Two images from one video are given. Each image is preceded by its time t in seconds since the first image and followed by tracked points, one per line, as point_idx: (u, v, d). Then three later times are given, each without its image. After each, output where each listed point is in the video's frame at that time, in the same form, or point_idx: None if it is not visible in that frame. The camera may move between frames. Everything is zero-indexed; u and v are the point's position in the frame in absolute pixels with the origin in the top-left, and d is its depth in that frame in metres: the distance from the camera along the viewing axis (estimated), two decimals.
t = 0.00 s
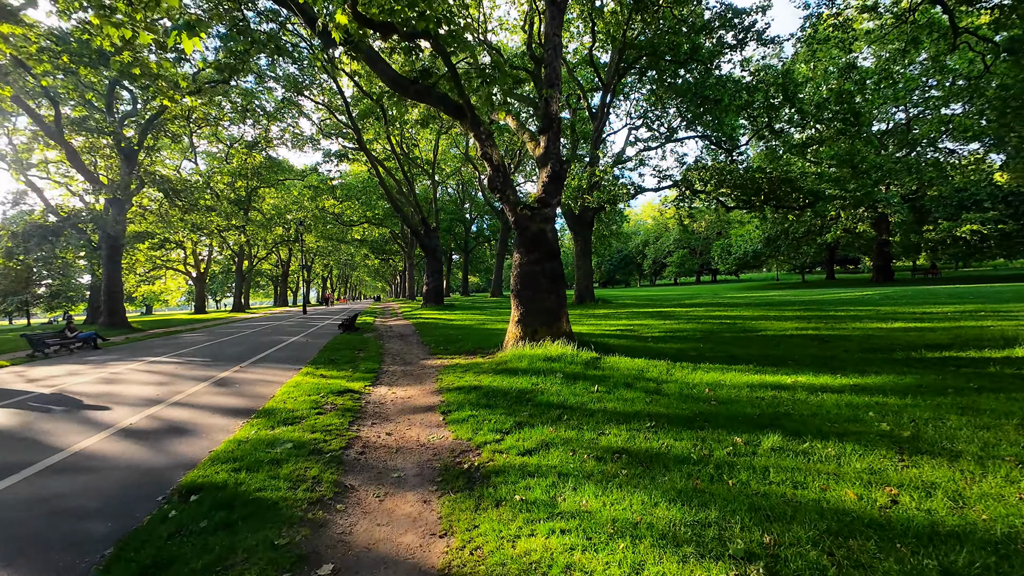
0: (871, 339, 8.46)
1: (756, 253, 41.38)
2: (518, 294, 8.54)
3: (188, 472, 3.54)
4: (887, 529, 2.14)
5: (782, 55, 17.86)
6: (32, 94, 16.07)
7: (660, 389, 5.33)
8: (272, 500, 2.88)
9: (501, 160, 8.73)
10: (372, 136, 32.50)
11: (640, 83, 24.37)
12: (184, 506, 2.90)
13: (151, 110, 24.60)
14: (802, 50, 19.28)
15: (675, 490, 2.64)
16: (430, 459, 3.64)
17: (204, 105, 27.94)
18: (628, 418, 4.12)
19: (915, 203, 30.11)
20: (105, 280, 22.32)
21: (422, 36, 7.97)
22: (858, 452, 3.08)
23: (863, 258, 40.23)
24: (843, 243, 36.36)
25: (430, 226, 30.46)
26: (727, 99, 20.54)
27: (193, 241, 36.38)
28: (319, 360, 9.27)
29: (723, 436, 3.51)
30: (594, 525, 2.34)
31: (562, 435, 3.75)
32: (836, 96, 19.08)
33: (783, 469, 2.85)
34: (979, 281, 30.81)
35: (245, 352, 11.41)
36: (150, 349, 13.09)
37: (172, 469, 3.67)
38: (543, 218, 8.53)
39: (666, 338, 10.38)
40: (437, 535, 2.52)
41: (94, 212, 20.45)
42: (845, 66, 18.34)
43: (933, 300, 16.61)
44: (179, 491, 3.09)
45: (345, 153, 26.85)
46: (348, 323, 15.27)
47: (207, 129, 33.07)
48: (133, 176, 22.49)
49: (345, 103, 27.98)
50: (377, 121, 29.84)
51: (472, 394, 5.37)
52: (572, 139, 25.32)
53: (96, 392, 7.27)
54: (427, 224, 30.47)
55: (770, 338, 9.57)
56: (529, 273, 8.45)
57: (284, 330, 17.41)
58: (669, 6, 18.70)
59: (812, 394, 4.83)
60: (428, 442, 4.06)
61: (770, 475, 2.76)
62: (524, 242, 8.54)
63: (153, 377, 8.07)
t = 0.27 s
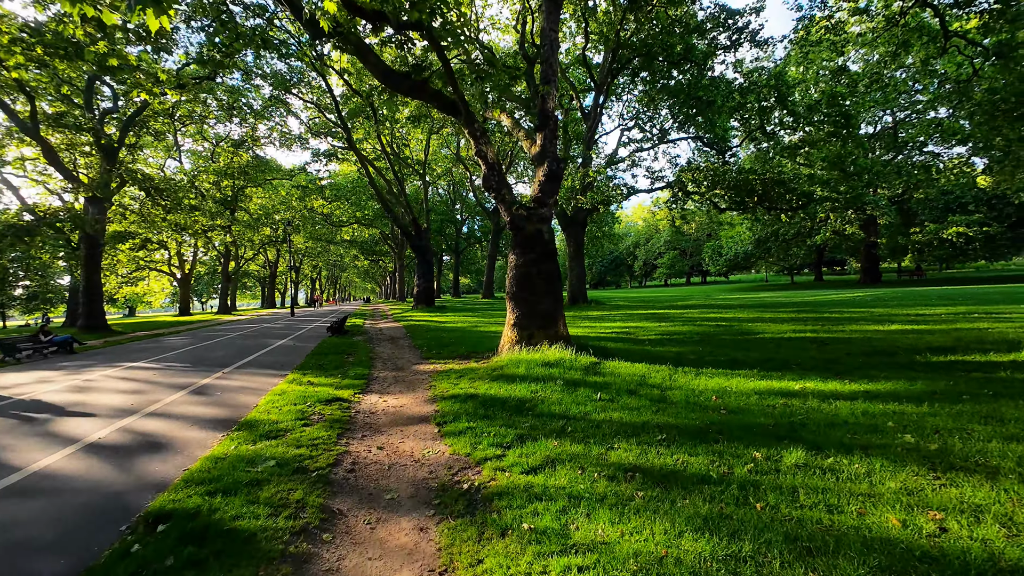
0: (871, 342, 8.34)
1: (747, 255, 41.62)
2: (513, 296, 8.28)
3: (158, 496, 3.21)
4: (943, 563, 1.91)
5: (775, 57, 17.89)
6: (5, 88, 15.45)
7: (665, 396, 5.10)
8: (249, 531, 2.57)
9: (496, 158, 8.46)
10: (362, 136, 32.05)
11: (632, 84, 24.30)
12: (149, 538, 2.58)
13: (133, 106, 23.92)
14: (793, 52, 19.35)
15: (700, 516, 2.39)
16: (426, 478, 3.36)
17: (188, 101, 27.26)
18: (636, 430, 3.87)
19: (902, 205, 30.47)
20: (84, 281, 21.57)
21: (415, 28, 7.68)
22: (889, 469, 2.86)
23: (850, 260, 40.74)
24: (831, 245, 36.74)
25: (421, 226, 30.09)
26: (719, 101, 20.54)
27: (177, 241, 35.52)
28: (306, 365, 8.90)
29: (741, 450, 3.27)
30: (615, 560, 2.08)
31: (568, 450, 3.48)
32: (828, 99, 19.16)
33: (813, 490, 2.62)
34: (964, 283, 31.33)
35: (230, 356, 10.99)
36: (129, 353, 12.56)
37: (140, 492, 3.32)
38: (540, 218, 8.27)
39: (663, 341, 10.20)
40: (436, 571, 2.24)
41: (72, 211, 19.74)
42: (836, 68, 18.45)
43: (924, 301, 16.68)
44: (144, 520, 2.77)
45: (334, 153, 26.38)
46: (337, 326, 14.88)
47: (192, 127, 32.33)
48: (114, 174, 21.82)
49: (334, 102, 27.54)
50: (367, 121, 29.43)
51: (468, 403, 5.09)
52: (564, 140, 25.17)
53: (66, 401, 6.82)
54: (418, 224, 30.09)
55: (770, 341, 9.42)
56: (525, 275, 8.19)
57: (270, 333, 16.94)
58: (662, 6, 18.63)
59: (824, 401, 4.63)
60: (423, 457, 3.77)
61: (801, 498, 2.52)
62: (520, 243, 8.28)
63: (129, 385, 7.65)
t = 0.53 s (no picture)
0: (869, 344, 8.22)
1: (736, 257, 41.86)
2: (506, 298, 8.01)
3: (112, 521, 2.85)
4: None
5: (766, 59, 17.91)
6: None
7: (667, 403, 4.86)
8: (212, 565, 2.25)
9: (488, 154, 8.17)
10: (351, 135, 31.55)
11: (623, 85, 24.25)
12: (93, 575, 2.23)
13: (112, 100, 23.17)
14: (784, 54, 19.41)
15: (725, 543, 2.13)
16: (415, 496, 3.05)
17: (170, 97, 26.52)
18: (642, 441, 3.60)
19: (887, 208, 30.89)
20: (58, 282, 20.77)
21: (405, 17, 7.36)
22: (922, 485, 2.63)
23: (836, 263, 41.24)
24: (818, 248, 37.14)
25: (410, 226, 29.67)
26: (710, 102, 20.52)
27: (159, 241, 34.62)
28: (289, 369, 8.51)
29: (757, 465, 3.02)
30: None
31: (570, 464, 3.21)
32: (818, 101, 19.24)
33: (844, 511, 2.37)
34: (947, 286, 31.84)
35: (209, 360, 10.54)
36: (102, 357, 11.98)
37: (92, 516, 2.96)
38: (534, 217, 8.02)
39: (658, 344, 10.00)
40: None
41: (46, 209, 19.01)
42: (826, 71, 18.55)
43: (913, 303, 16.78)
44: (93, 551, 2.44)
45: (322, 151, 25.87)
46: (322, 328, 14.44)
47: (175, 123, 31.51)
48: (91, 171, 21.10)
49: (322, 100, 27.06)
50: (356, 119, 28.96)
51: (460, 410, 4.79)
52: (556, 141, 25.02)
53: (26, 408, 6.36)
54: (407, 225, 29.66)
55: (766, 344, 9.27)
56: (518, 275, 7.92)
57: (253, 335, 16.42)
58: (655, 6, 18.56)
59: (834, 408, 4.42)
60: (411, 473, 3.46)
61: (832, 520, 2.28)
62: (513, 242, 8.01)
63: (98, 391, 7.20)
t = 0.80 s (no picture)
0: (871, 350, 8.05)
1: (727, 260, 42.02)
2: (499, 300, 7.70)
3: (50, 557, 2.47)
4: None
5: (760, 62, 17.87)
6: None
7: (673, 413, 4.58)
8: None
9: (482, 151, 7.86)
10: (340, 134, 31.02)
11: (617, 87, 24.13)
12: None
13: (92, 94, 22.44)
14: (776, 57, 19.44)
15: None
16: (402, 524, 2.72)
17: (153, 92, 25.79)
18: (653, 458, 3.31)
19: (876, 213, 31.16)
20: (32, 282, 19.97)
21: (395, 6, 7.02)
22: (970, 512, 2.36)
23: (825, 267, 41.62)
24: (808, 252, 37.41)
25: (401, 227, 29.22)
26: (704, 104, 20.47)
27: (141, 239, 33.70)
28: (270, 375, 8.07)
29: (783, 487, 2.73)
30: None
31: (575, 486, 2.90)
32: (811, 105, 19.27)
33: (890, 545, 2.09)
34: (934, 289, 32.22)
35: (188, 364, 10.04)
36: (74, 361, 11.39)
37: (28, 551, 2.57)
38: (529, 216, 7.70)
39: (656, 348, 9.74)
40: None
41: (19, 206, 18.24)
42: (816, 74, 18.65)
43: (904, 307, 16.80)
44: None
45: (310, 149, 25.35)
46: (308, 330, 13.97)
47: (159, 120, 30.74)
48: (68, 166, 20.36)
49: (311, 97, 26.54)
50: (346, 118, 28.46)
51: (453, 422, 4.45)
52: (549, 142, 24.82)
53: None
54: (398, 225, 29.20)
55: (765, 348, 9.07)
56: (512, 277, 7.61)
57: (236, 338, 15.86)
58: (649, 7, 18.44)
59: (850, 419, 4.18)
60: (399, 494, 3.12)
61: (881, 558, 1.99)
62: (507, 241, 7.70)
63: (62, 399, 6.72)
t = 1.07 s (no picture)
0: (873, 355, 7.92)
1: (719, 263, 42.13)
2: (496, 302, 7.44)
3: None
4: None
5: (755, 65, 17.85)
6: None
7: (681, 422, 4.36)
8: None
9: (479, 148, 7.60)
10: (332, 133, 30.59)
11: (612, 89, 24.04)
12: None
13: (75, 89, 21.84)
14: (769, 61, 19.50)
15: None
16: (398, 553, 2.44)
17: (139, 87, 25.21)
18: (668, 475, 3.07)
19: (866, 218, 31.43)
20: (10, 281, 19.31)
21: None
22: None
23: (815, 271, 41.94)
24: (799, 256, 37.67)
25: (393, 228, 28.83)
26: (699, 107, 20.45)
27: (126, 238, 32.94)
28: (256, 380, 7.72)
29: (816, 511, 2.50)
30: None
31: (587, 508, 2.65)
32: (805, 109, 19.35)
33: None
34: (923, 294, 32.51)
35: (170, 368, 9.64)
36: (49, 364, 10.91)
37: None
38: (527, 217, 7.46)
39: (655, 352, 9.55)
40: None
41: None
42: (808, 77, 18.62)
43: (898, 311, 16.84)
44: None
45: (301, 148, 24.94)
46: (298, 333, 13.58)
47: (145, 117, 30.11)
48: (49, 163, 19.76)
49: (302, 95, 26.13)
50: (337, 117, 28.07)
51: (449, 433, 4.18)
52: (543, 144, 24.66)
53: None
54: (390, 226, 28.81)
55: (766, 353, 8.91)
56: (510, 279, 7.36)
57: (223, 340, 15.42)
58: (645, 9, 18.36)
59: (868, 430, 3.98)
60: (394, 516, 2.84)
61: None
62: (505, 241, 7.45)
63: (32, 406, 6.31)
